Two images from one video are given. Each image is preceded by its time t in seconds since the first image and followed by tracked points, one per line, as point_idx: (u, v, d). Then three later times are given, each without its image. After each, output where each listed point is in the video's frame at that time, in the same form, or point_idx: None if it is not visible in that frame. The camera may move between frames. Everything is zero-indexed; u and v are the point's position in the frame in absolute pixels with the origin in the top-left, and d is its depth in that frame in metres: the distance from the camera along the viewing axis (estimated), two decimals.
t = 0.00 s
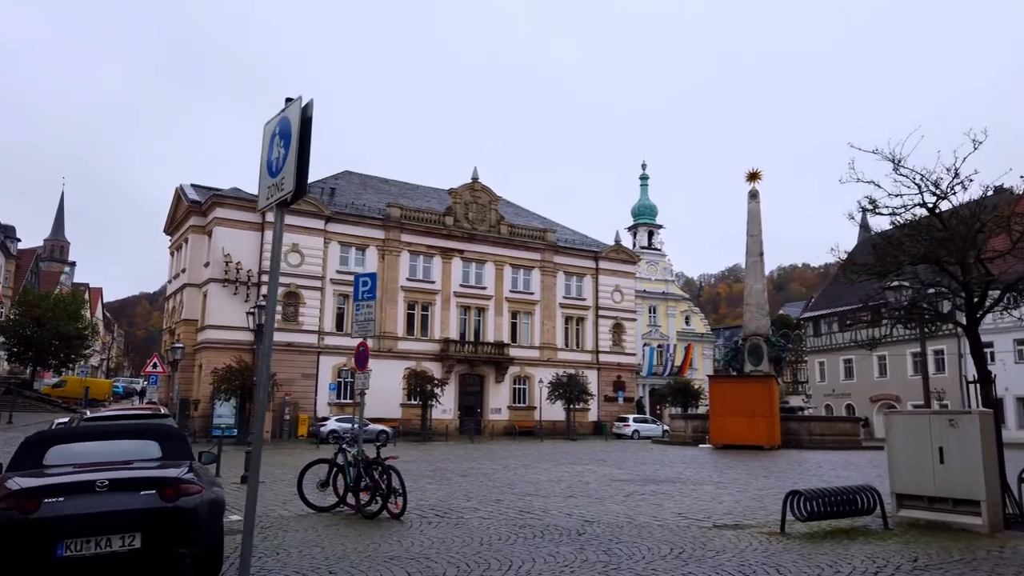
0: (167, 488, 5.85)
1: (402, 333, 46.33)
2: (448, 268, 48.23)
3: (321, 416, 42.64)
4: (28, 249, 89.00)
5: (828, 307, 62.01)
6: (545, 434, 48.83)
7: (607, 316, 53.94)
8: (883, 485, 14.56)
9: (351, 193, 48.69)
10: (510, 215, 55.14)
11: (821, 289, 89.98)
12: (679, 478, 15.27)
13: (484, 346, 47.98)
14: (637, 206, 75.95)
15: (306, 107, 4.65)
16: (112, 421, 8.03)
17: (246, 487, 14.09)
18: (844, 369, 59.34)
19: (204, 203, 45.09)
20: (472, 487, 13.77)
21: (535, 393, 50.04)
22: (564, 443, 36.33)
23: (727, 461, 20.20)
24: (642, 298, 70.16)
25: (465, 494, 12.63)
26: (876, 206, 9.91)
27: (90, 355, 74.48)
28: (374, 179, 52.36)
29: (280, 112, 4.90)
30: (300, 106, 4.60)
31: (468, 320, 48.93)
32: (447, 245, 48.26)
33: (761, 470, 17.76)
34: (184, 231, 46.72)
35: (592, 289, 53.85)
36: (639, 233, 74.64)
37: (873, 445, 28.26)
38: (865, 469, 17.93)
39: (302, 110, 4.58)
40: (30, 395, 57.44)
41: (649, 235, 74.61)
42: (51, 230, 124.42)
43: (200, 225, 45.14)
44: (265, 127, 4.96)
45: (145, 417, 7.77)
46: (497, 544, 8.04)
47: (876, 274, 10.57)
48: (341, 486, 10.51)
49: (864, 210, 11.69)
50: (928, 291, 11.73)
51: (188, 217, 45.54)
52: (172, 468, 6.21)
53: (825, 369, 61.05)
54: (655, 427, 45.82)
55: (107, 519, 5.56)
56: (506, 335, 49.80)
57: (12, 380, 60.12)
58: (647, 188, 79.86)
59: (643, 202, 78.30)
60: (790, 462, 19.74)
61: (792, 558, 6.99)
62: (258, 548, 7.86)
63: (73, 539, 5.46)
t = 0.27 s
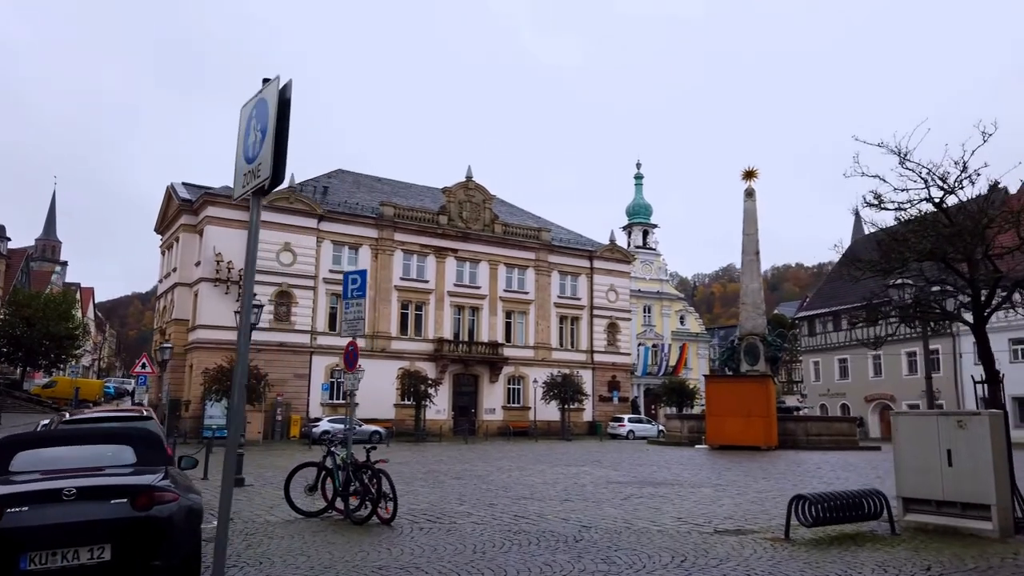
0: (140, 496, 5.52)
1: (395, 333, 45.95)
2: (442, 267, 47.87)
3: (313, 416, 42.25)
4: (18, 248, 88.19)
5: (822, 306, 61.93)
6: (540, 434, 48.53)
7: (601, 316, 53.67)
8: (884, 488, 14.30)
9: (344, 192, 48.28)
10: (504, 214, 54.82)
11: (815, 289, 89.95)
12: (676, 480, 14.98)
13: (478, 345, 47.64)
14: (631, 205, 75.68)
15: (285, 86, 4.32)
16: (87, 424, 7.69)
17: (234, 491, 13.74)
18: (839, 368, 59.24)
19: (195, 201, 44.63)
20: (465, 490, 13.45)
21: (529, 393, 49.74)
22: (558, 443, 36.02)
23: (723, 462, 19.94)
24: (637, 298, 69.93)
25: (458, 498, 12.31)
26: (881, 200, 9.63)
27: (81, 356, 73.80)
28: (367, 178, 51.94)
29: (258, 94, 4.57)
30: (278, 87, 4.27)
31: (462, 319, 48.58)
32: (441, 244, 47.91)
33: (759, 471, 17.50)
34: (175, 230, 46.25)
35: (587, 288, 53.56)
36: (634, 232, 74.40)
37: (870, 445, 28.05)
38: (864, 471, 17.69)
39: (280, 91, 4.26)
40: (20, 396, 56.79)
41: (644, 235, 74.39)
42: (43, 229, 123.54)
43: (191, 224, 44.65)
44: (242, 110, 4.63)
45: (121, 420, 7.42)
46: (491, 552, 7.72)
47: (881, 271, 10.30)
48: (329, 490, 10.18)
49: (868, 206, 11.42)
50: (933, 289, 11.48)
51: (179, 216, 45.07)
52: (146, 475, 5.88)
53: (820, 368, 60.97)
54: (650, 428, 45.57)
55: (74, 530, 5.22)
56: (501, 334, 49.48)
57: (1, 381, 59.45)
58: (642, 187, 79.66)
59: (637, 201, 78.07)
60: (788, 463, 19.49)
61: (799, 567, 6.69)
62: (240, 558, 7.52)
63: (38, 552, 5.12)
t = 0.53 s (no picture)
0: (107, 496, 5.19)
1: (389, 331, 45.58)
2: (435, 265, 47.52)
3: (305, 416, 41.84)
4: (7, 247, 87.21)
5: (817, 305, 61.89)
6: (534, 434, 48.21)
7: (596, 314, 53.40)
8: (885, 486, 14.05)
9: (336, 189, 47.88)
10: (498, 212, 54.50)
11: (809, 288, 89.92)
12: (673, 479, 14.68)
13: (472, 344, 47.29)
14: (626, 204, 75.44)
15: (258, 54, 4.02)
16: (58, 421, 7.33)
17: (219, 493, 13.34)
18: (833, 367, 59.14)
19: (186, 198, 44.12)
20: (457, 489, 13.10)
21: (523, 392, 49.42)
22: (553, 442, 35.69)
23: (721, 461, 19.66)
24: (632, 297, 69.67)
25: (451, 497, 11.97)
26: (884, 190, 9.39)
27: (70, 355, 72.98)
28: (360, 175, 51.53)
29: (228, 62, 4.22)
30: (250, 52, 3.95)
31: (455, 318, 48.21)
32: (435, 242, 47.56)
33: (757, 469, 17.23)
34: (165, 228, 45.71)
35: (582, 287, 53.28)
36: (628, 231, 74.17)
37: (866, 444, 27.87)
38: (863, 469, 17.43)
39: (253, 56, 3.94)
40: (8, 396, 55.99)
41: (638, 234, 74.16)
42: (34, 228, 122.54)
43: (181, 221, 44.14)
44: (210, 85, 4.32)
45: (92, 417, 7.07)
46: (483, 553, 7.39)
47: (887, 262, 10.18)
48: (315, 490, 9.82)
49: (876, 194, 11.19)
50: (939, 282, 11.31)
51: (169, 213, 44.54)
52: (114, 474, 5.54)
53: (814, 367, 60.85)
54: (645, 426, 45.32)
55: (35, 532, 4.87)
56: (494, 333, 49.14)
57: None
58: (636, 186, 79.44)
59: (632, 200, 77.87)
60: (785, 462, 19.24)
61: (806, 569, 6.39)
62: (219, 561, 7.16)
63: None
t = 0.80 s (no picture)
0: (66, 505, 4.84)
1: (379, 331, 45.17)
2: (426, 264, 47.12)
3: (295, 416, 41.41)
4: None
5: (809, 305, 61.86)
6: (525, 434, 47.91)
7: (588, 313, 53.12)
8: (884, 488, 13.79)
9: (326, 187, 47.41)
10: (490, 210, 54.14)
11: (800, 287, 89.96)
12: (668, 481, 14.36)
13: (463, 344, 46.92)
14: (618, 203, 75.24)
15: (224, 26, 3.66)
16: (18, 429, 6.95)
17: (202, 497, 12.96)
18: (825, 367, 59.09)
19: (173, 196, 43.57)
20: (447, 492, 12.76)
21: (515, 391, 49.10)
22: (545, 442, 35.40)
23: (715, 462, 19.41)
24: (624, 296, 69.44)
25: (440, 501, 11.63)
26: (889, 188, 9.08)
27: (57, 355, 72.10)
28: (351, 173, 51.07)
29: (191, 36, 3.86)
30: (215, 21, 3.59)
31: (447, 317, 47.84)
32: (426, 241, 47.16)
33: (752, 471, 16.97)
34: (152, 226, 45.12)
35: (574, 286, 52.98)
36: (621, 230, 73.97)
37: (860, 444, 27.69)
38: (858, 470, 17.21)
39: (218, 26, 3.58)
40: None
41: (630, 233, 73.95)
42: (22, 227, 121.30)
43: (169, 219, 43.59)
44: (172, 61, 3.94)
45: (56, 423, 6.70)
46: (472, 563, 7.05)
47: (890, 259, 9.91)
48: (298, 495, 9.45)
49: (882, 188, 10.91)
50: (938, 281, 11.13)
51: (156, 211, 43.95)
52: (74, 482, 5.18)
53: (806, 367, 60.78)
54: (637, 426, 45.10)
55: None
56: (486, 332, 48.78)
57: None
58: (628, 185, 79.25)
59: (624, 199, 77.68)
60: (780, 463, 18.99)
61: None
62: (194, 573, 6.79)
63: None
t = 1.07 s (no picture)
0: (22, 508, 4.67)
1: (369, 330, 44.74)
2: (416, 263, 46.72)
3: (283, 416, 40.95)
4: None
5: (800, 304, 61.89)
6: (516, 433, 47.62)
7: (579, 313, 52.86)
8: (880, 488, 13.55)
9: (315, 184, 46.94)
10: (480, 209, 53.78)
11: (790, 287, 90.04)
12: (661, 480, 14.08)
13: (453, 343, 46.56)
14: (609, 202, 75.05)
15: None
16: None
17: (183, 497, 12.56)
18: (815, 366, 59.07)
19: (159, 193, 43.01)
20: (435, 492, 12.43)
21: (505, 391, 48.79)
22: (536, 442, 35.08)
23: (708, 461, 19.15)
24: (615, 296, 69.26)
25: (428, 501, 11.31)
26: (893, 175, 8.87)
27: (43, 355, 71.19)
28: (340, 171, 50.59)
29: None
30: None
31: (437, 316, 47.47)
32: (416, 239, 46.77)
33: (746, 470, 16.72)
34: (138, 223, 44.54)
35: (565, 285, 52.71)
36: (611, 229, 73.78)
37: (852, 443, 27.53)
38: (853, 469, 16.99)
39: None
40: None
41: (621, 232, 73.74)
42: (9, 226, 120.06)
43: (155, 216, 43.02)
44: (131, 24, 3.60)
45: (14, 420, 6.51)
46: (460, 566, 6.72)
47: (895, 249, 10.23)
48: (280, 496, 9.12)
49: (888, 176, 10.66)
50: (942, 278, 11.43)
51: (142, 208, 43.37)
52: (33, 482, 5.00)
53: (796, 366, 60.81)
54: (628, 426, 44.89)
55: None
56: (476, 331, 48.42)
57: None
58: (619, 185, 79.10)
59: (615, 198, 77.51)
60: (774, 462, 18.76)
61: None
62: None
63: None
